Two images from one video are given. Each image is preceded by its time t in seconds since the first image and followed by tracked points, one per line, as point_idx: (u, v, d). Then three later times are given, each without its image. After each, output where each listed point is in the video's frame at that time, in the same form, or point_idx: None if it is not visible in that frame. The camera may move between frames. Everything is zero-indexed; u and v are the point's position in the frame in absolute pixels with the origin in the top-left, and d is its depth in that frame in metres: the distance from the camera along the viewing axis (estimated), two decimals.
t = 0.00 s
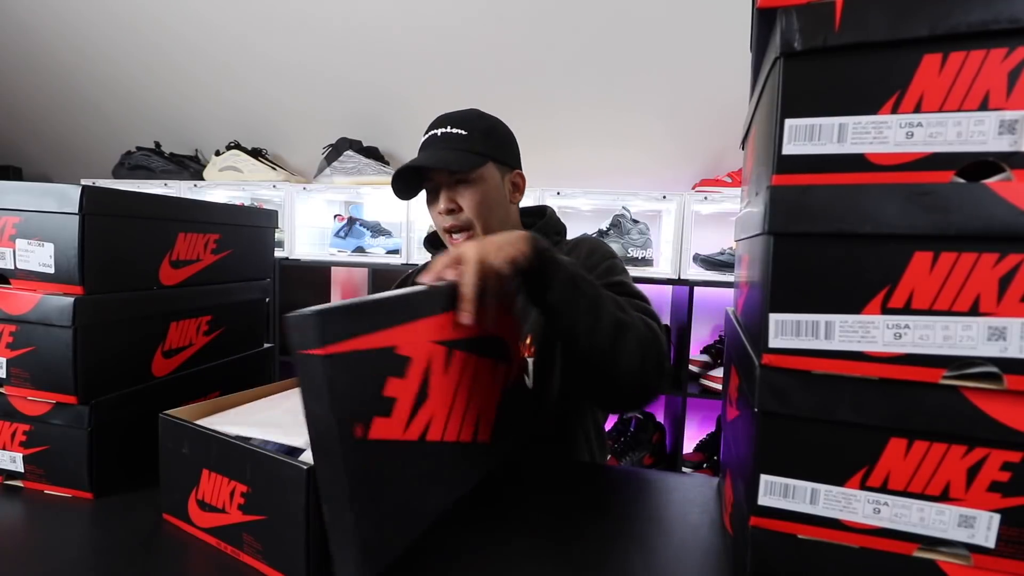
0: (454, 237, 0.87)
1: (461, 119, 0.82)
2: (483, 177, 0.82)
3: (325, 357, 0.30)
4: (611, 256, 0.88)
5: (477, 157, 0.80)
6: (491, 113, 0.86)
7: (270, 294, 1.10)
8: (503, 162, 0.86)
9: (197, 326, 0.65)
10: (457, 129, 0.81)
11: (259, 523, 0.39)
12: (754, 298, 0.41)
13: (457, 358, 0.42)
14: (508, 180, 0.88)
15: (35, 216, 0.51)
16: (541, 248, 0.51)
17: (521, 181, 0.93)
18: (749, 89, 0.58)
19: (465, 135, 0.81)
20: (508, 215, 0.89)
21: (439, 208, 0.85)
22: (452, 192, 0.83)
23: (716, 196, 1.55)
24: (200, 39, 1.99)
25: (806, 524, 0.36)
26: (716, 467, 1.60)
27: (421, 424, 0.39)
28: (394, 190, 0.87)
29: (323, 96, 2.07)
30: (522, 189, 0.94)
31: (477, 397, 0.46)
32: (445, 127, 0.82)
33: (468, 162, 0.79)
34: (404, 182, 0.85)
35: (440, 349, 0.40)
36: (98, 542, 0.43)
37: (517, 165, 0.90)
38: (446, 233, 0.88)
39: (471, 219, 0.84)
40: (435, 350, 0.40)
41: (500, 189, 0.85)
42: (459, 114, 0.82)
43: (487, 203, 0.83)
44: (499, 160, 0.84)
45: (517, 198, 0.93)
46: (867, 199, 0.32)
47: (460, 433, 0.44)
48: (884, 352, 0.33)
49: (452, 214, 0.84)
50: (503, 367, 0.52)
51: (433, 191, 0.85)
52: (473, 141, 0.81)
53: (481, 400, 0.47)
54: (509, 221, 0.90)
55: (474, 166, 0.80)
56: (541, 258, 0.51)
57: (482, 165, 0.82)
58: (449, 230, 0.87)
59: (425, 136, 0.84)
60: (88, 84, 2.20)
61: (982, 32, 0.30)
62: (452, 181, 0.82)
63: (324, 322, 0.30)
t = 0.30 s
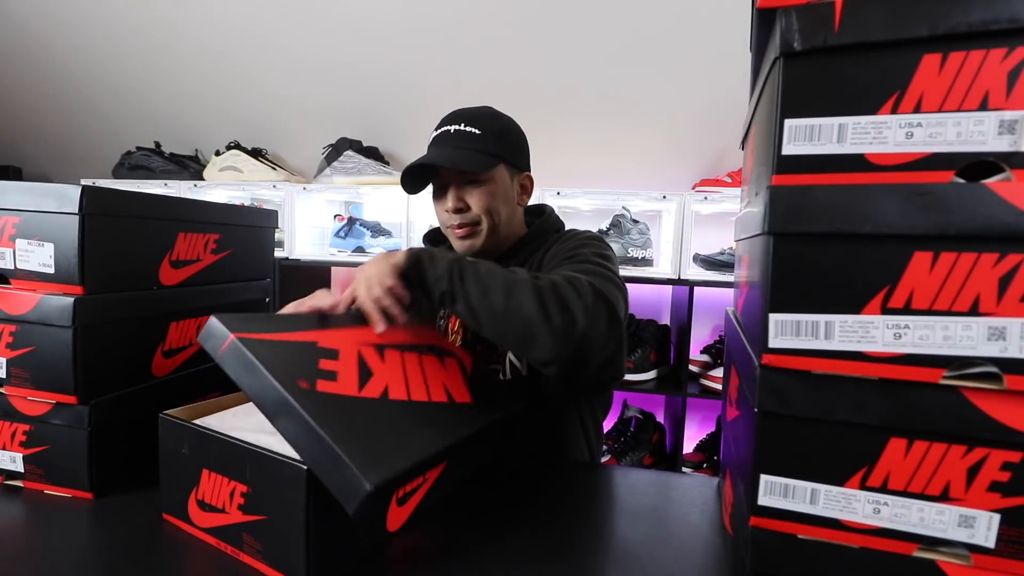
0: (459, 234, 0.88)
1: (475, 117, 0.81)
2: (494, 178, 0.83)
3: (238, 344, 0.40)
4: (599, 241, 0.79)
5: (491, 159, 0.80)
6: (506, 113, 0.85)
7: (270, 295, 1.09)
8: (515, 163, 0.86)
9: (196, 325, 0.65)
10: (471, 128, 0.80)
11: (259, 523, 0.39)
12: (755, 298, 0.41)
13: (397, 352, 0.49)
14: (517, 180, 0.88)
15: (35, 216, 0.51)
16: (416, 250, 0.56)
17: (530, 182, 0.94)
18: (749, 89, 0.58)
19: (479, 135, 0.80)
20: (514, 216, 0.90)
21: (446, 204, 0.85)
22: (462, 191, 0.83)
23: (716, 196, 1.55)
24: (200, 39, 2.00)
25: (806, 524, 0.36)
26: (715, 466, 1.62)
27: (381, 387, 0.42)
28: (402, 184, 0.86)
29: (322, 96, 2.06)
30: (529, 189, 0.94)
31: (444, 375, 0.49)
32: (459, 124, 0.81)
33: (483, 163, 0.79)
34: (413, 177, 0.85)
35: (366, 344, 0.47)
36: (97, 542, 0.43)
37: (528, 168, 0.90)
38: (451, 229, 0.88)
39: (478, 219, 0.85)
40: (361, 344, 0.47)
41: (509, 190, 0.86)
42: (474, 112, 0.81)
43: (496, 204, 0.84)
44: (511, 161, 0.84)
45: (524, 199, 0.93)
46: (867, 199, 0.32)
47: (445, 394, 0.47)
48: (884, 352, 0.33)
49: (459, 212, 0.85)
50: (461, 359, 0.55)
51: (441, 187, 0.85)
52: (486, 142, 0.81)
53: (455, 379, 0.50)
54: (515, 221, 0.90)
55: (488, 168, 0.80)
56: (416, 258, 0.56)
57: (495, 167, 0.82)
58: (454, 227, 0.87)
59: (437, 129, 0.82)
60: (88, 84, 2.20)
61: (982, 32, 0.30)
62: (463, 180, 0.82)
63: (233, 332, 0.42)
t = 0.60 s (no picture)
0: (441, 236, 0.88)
1: (460, 117, 0.82)
2: (477, 180, 0.83)
3: (183, 384, 0.43)
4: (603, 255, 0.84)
5: (473, 159, 0.81)
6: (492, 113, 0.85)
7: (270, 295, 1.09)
8: (501, 164, 0.86)
9: (197, 326, 0.65)
10: (455, 128, 0.81)
11: (259, 522, 0.39)
12: (754, 298, 0.41)
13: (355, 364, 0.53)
14: (502, 182, 0.88)
15: (35, 216, 0.51)
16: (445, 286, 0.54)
17: (517, 184, 0.93)
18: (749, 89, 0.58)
19: (463, 135, 0.81)
20: (499, 219, 0.89)
21: (428, 206, 0.86)
22: (444, 193, 0.83)
23: (716, 196, 1.55)
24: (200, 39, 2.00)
25: (806, 524, 0.36)
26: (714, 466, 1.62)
27: (336, 388, 0.46)
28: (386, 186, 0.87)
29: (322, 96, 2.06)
30: (516, 191, 0.94)
31: (405, 371, 0.53)
32: (442, 124, 0.81)
33: (463, 164, 0.79)
34: (396, 179, 0.85)
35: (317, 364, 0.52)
36: (97, 541, 0.43)
37: (514, 168, 0.89)
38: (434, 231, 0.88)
39: (460, 221, 0.85)
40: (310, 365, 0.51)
41: (493, 193, 0.86)
42: (458, 112, 0.82)
43: (477, 207, 0.84)
44: (496, 162, 0.84)
45: (511, 201, 0.93)
46: (867, 199, 0.32)
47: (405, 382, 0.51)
48: (884, 352, 0.33)
49: (442, 214, 0.85)
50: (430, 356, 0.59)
51: (425, 189, 0.85)
52: (470, 142, 0.81)
53: (417, 369, 0.54)
54: (499, 225, 0.90)
55: (469, 169, 0.80)
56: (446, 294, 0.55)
57: (478, 169, 0.81)
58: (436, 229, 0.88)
59: (422, 129, 0.83)
60: (88, 84, 2.20)
61: (982, 32, 0.30)
62: (445, 181, 0.82)
63: (179, 375, 0.45)
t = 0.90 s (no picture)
0: (416, 226, 0.86)
1: (451, 112, 0.83)
2: (459, 170, 0.82)
3: (182, 396, 0.44)
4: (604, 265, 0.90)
5: (452, 149, 0.81)
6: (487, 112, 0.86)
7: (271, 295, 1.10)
8: (488, 162, 0.85)
9: (197, 326, 0.65)
10: (443, 119, 0.82)
11: (260, 522, 0.39)
12: (754, 298, 0.41)
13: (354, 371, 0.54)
14: (489, 181, 0.87)
15: (34, 216, 0.51)
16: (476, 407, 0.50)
17: (507, 186, 0.91)
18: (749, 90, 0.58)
19: (449, 126, 0.82)
20: (482, 215, 0.87)
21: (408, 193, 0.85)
22: (421, 179, 0.83)
23: (716, 196, 1.55)
24: (200, 39, 2.00)
25: (806, 524, 0.36)
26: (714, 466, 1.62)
27: (335, 394, 0.47)
28: (375, 172, 0.88)
29: (322, 96, 2.06)
30: (507, 195, 0.92)
31: (402, 377, 0.54)
32: (433, 115, 0.83)
33: (439, 150, 0.80)
34: (384, 164, 0.87)
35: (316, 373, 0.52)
36: (98, 542, 0.43)
37: (503, 168, 0.88)
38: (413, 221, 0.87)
39: (436, 210, 0.83)
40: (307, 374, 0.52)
41: (476, 186, 0.84)
42: (450, 107, 0.83)
43: (455, 195, 0.82)
44: (480, 156, 0.83)
45: (498, 203, 0.91)
46: (867, 199, 0.32)
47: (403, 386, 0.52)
48: (884, 353, 0.33)
49: (418, 201, 0.84)
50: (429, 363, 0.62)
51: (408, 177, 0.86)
52: (455, 133, 0.82)
53: (414, 376, 0.55)
54: (481, 222, 0.88)
55: (447, 156, 0.80)
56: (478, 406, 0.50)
57: (457, 157, 0.81)
58: (413, 218, 0.86)
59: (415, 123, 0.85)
60: (88, 84, 2.20)
61: (982, 32, 0.30)
62: (424, 167, 0.82)
63: (177, 389, 0.45)
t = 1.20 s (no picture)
0: (419, 220, 0.86)
1: (465, 108, 0.83)
2: (467, 167, 0.82)
3: (178, 424, 0.44)
4: (607, 266, 0.91)
5: (462, 145, 0.80)
6: (501, 111, 0.86)
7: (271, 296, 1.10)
8: (496, 162, 0.85)
9: (197, 326, 0.65)
10: (456, 115, 0.82)
11: (260, 522, 0.39)
12: (754, 298, 0.41)
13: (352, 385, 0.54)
14: (496, 181, 0.86)
15: (34, 216, 0.51)
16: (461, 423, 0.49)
17: (514, 189, 0.91)
18: (749, 90, 0.58)
19: (461, 122, 0.81)
20: (486, 215, 0.86)
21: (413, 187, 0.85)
22: (428, 173, 0.82)
23: (716, 196, 1.55)
24: (200, 38, 2.00)
25: (806, 524, 0.36)
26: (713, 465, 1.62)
27: (332, 408, 0.47)
28: (385, 163, 0.89)
29: (322, 96, 2.06)
30: (513, 197, 0.92)
31: (400, 387, 0.55)
32: (446, 109, 0.83)
33: (448, 145, 0.80)
34: (394, 155, 0.87)
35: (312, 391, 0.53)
36: (98, 541, 0.43)
37: (511, 170, 0.88)
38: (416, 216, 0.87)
39: (439, 206, 0.83)
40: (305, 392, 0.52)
41: (483, 186, 0.84)
42: (464, 103, 0.83)
43: (460, 192, 0.82)
44: (490, 156, 0.83)
45: (503, 205, 0.90)
46: (867, 199, 0.32)
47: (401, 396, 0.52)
48: (884, 352, 0.33)
49: (423, 195, 0.84)
50: (426, 370, 0.62)
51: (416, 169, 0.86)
52: (466, 130, 0.81)
53: (412, 385, 0.56)
54: (485, 222, 0.87)
55: (456, 152, 0.80)
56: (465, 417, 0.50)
57: (466, 155, 0.81)
58: (416, 212, 0.86)
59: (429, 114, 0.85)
60: (88, 84, 2.20)
61: (981, 32, 0.30)
62: (433, 162, 0.82)
63: (175, 417, 0.45)
